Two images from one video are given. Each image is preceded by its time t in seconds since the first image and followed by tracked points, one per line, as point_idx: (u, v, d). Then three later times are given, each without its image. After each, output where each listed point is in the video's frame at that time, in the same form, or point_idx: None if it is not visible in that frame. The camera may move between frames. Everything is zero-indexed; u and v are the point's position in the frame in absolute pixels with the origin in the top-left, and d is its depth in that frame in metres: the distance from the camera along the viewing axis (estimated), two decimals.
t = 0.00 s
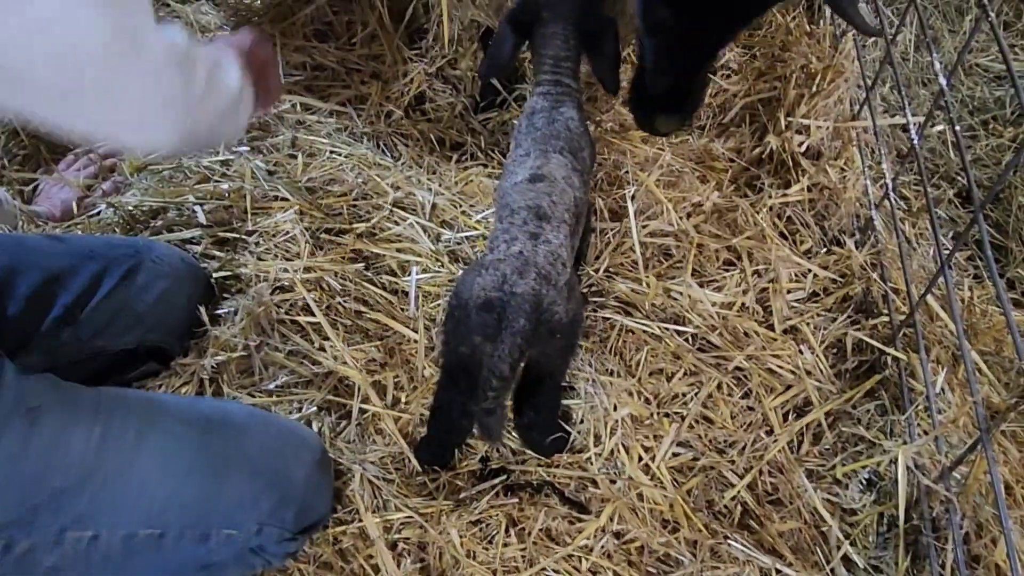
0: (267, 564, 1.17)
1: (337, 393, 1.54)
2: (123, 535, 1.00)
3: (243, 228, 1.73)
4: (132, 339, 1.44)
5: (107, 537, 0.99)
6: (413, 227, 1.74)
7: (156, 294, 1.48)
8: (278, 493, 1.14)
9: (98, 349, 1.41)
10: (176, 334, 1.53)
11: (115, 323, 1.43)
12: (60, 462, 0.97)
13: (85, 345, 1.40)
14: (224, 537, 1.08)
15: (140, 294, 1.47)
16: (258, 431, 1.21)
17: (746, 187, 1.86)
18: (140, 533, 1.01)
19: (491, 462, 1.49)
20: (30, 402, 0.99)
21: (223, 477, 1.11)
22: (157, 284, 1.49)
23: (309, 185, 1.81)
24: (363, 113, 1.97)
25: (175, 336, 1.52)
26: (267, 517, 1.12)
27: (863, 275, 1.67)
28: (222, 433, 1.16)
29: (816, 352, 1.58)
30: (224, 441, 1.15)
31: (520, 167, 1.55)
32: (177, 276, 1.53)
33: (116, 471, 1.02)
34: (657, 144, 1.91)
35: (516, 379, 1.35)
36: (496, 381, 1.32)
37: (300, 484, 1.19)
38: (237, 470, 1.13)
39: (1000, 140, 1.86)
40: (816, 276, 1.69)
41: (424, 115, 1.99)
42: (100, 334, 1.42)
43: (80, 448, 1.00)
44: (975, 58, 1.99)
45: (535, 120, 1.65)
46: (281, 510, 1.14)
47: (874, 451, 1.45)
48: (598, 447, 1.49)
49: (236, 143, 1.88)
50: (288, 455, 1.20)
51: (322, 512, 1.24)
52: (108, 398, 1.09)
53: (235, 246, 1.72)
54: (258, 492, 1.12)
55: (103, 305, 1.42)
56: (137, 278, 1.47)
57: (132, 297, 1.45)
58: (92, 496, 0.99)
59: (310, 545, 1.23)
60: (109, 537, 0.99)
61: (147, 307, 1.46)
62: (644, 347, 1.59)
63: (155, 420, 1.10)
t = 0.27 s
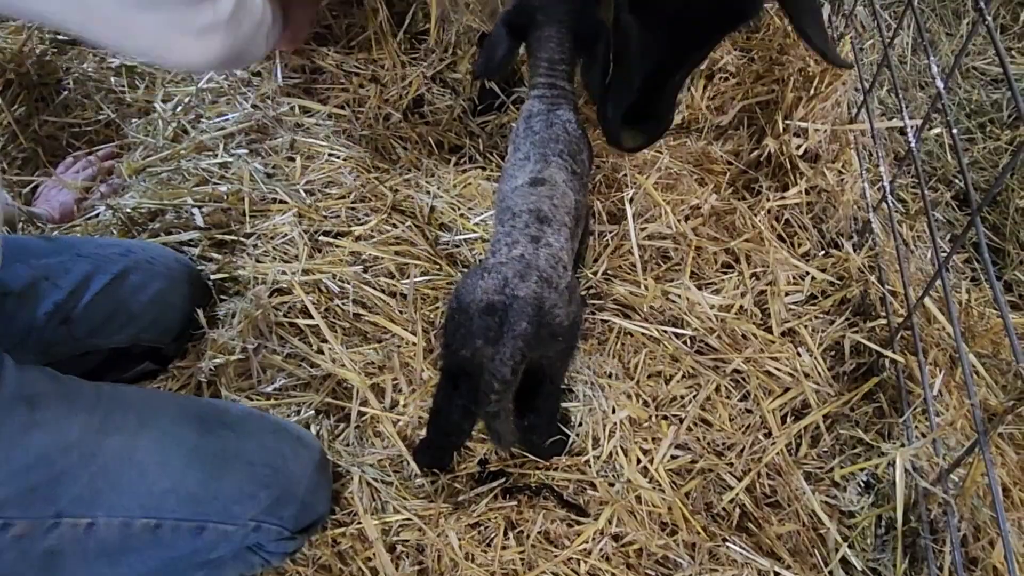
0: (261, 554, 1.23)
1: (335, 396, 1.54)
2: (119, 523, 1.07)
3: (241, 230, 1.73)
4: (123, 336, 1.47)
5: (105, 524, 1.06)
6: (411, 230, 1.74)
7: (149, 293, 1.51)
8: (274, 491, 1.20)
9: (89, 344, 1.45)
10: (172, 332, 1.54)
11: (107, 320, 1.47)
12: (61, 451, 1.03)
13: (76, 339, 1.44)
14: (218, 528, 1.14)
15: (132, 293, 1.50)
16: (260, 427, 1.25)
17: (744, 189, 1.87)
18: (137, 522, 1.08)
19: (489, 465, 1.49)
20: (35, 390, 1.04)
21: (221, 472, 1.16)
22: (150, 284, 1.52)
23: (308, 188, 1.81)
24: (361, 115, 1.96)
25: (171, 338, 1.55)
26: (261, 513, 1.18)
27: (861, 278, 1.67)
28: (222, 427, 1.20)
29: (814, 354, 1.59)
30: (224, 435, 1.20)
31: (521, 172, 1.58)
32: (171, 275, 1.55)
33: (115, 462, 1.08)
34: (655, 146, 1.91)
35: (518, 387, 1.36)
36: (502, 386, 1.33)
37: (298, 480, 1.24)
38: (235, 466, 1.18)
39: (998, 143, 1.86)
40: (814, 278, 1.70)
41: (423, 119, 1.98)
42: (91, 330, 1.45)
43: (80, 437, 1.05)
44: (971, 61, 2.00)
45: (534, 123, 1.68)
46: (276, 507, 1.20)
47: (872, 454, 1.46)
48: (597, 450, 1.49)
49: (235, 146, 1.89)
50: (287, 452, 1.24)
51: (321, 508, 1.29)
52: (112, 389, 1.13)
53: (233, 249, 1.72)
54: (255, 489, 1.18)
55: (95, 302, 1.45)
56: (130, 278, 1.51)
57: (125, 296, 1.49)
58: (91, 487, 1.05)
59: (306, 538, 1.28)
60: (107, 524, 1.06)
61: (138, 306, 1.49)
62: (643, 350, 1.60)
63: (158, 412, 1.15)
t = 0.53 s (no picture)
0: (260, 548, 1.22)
1: (333, 398, 1.53)
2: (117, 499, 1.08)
3: (239, 232, 1.73)
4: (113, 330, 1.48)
5: (103, 498, 1.07)
6: (409, 231, 1.74)
7: (139, 289, 1.52)
8: (273, 480, 1.20)
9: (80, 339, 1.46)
10: (164, 329, 1.54)
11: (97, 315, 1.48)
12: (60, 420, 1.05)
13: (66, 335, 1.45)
14: (215, 514, 1.14)
15: (122, 288, 1.51)
16: (259, 422, 1.26)
17: (742, 191, 1.87)
18: (135, 499, 1.09)
19: (488, 467, 1.49)
20: (36, 368, 1.09)
21: (220, 458, 1.17)
22: (140, 280, 1.53)
23: (306, 191, 1.80)
24: (359, 116, 1.96)
25: (162, 333, 1.54)
26: (260, 502, 1.17)
27: (859, 279, 1.67)
28: (221, 417, 1.22)
29: (813, 356, 1.58)
30: (222, 424, 1.22)
31: (520, 175, 1.57)
32: (161, 273, 1.57)
33: (114, 437, 1.10)
34: (654, 148, 1.91)
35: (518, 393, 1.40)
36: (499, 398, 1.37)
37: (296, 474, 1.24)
38: (234, 453, 1.19)
39: (995, 145, 1.87)
40: (813, 280, 1.69)
41: (421, 121, 1.98)
42: (80, 324, 1.46)
43: (80, 407, 1.09)
44: (969, 63, 2.00)
45: (531, 126, 1.68)
46: (274, 496, 1.19)
47: (871, 456, 1.46)
48: (595, 452, 1.49)
49: (233, 148, 1.89)
50: (285, 445, 1.25)
51: (321, 505, 1.28)
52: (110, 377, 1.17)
53: (231, 251, 1.72)
54: (253, 477, 1.18)
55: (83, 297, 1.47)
56: (120, 274, 1.53)
57: (114, 291, 1.50)
58: (89, 460, 1.07)
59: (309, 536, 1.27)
60: (105, 498, 1.07)
61: (128, 300, 1.50)
62: (641, 352, 1.59)
63: (157, 397, 1.18)
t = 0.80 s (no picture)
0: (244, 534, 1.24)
1: (331, 399, 1.53)
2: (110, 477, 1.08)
3: (237, 233, 1.73)
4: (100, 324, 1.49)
5: (97, 474, 1.07)
6: (408, 232, 1.74)
7: (129, 284, 1.53)
8: (266, 471, 1.21)
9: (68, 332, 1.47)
10: (156, 325, 1.55)
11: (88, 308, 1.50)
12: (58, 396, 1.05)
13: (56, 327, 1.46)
14: (206, 498, 1.15)
15: (111, 282, 1.52)
16: (256, 416, 1.27)
17: (741, 192, 1.87)
18: (128, 478, 1.09)
19: (487, 468, 1.48)
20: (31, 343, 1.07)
21: (215, 444, 1.17)
22: (130, 275, 1.54)
23: (304, 192, 1.80)
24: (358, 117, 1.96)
25: (156, 326, 1.55)
26: (251, 490, 1.19)
27: (858, 280, 1.67)
28: (217, 405, 1.23)
29: (812, 356, 1.58)
30: (219, 412, 1.22)
31: (520, 175, 1.58)
32: (152, 269, 1.57)
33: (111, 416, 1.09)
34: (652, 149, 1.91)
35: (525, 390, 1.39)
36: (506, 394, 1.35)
37: (290, 468, 1.25)
38: (229, 440, 1.19)
39: (994, 145, 1.87)
40: (811, 280, 1.69)
41: (420, 122, 1.98)
42: (69, 317, 1.48)
43: (79, 383, 1.08)
44: (968, 64, 2.00)
45: (531, 126, 1.68)
46: (265, 487, 1.21)
47: (870, 457, 1.46)
48: (594, 453, 1.48)
49: (231, 149, 1.89)
50: (280, 437, 1.26)
51: (314, 499, 1.29)
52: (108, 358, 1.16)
53: (228, 252, 1.72)
54: (247, 466, 1.19)
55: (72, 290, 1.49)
56: (110, 269, 1.54)
57: (104, 285, 1.52)
58: (85, 436, 1.06)
59: (299, 530, 1.28)
60: (99, 475, 1.08)
61: (117, 295, 1.51)
62: (640, 352, 1.59)
63: (155, 380, 1.18)
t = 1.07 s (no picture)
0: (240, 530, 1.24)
1: (330, 402, 1.53)
2: (109, 471, 1.08)
3: (236, 235, 1.73)
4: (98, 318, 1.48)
5: (95, 469, 1.07)
6: (407, 235, 1.73)
7: (126, 282, 1.55)
8: (263, 469, 1.21)
9: (66, 329, 1.47)
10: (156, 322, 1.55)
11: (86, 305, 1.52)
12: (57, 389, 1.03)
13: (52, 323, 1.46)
14: (203, 494, 1.16)
15: (109, 280, 1.54)
16: (250, 414, 1.26)
17: (740, 194, 1.87)
18: (126, 473, 1.09)
19: (486, 470, 1.48)
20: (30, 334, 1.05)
21: (213, 441, 1.17)
22: (128, 273, 1.56)
23: (303, 194, 1.80)
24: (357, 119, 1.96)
25: (155, 326, 1.55)
26: (249, 488, 1.19)
27: (857, 282, 1.67)
28: (211, 404, 1.21)
29: (812, 358, 1.58)
30: (214, 411, 1.21)
31: (517, 178, 1.57)
32: (150, 267, 1.58)
33: (111, 411, 1.08)
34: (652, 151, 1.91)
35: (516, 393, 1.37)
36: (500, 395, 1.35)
37: (287, 464, 1.25)
38: (226, 437, 1.19)
39: (993, 148, 1.87)
40: (811, 282, 1.69)
41: (419, 124, 1.98)
42: (68, 314, 1.49)
43: (78, 375, 1.06)
44: (967, 66, 2.01)
45: (530, 127, 1.67)
46: (262, 485, 1.21)
47: (869, 459, 1.46)
48: (594, 455, 1.49)
49: (231, 151, 1.89)
50: (276, 435, 1.26)
51: (312, 497, 1.29)
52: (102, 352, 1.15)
53: (227, 254, 1.72)
54: (245, 463, 1.19)
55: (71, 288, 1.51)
56: (109, 267, 1.56)
57: (103, 283, 1.54)
58: (84, 430, 1.05)
59: (296, 528, 1.28)
60: (97, 469, 1.07)
61: (116, 292, 1.53)
62: (640, 354, 1.59)
63: (153, 376, 1.17)
